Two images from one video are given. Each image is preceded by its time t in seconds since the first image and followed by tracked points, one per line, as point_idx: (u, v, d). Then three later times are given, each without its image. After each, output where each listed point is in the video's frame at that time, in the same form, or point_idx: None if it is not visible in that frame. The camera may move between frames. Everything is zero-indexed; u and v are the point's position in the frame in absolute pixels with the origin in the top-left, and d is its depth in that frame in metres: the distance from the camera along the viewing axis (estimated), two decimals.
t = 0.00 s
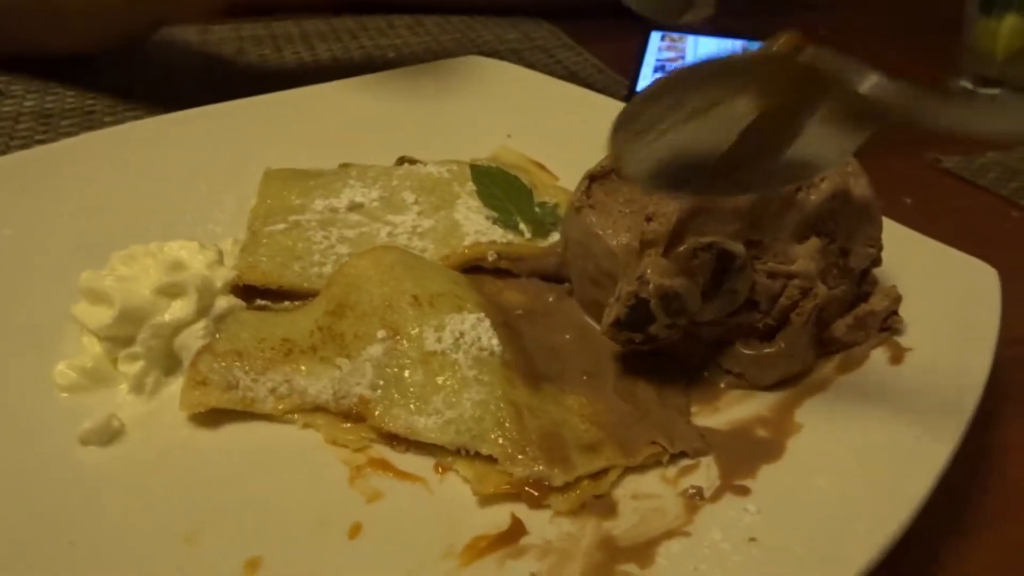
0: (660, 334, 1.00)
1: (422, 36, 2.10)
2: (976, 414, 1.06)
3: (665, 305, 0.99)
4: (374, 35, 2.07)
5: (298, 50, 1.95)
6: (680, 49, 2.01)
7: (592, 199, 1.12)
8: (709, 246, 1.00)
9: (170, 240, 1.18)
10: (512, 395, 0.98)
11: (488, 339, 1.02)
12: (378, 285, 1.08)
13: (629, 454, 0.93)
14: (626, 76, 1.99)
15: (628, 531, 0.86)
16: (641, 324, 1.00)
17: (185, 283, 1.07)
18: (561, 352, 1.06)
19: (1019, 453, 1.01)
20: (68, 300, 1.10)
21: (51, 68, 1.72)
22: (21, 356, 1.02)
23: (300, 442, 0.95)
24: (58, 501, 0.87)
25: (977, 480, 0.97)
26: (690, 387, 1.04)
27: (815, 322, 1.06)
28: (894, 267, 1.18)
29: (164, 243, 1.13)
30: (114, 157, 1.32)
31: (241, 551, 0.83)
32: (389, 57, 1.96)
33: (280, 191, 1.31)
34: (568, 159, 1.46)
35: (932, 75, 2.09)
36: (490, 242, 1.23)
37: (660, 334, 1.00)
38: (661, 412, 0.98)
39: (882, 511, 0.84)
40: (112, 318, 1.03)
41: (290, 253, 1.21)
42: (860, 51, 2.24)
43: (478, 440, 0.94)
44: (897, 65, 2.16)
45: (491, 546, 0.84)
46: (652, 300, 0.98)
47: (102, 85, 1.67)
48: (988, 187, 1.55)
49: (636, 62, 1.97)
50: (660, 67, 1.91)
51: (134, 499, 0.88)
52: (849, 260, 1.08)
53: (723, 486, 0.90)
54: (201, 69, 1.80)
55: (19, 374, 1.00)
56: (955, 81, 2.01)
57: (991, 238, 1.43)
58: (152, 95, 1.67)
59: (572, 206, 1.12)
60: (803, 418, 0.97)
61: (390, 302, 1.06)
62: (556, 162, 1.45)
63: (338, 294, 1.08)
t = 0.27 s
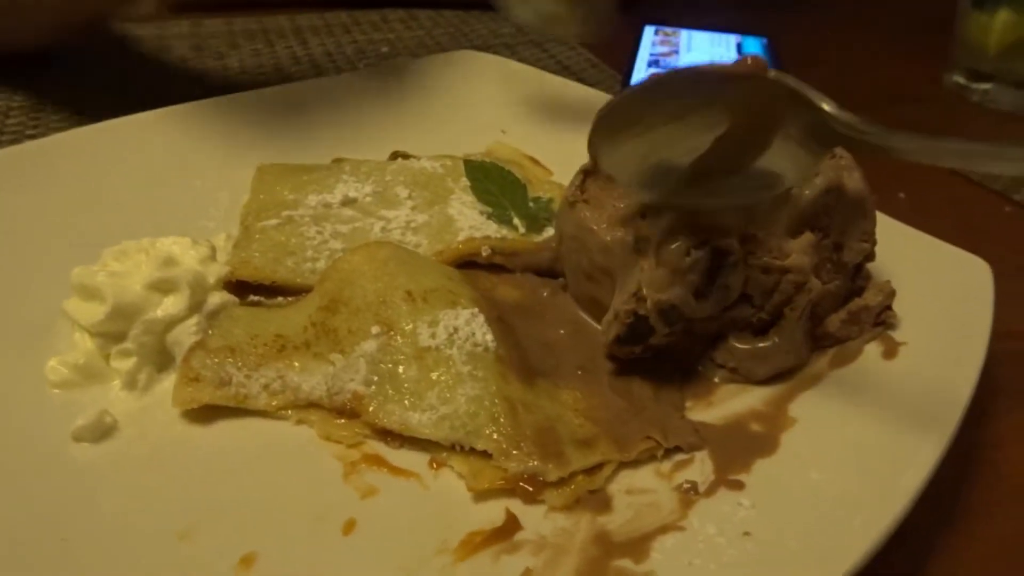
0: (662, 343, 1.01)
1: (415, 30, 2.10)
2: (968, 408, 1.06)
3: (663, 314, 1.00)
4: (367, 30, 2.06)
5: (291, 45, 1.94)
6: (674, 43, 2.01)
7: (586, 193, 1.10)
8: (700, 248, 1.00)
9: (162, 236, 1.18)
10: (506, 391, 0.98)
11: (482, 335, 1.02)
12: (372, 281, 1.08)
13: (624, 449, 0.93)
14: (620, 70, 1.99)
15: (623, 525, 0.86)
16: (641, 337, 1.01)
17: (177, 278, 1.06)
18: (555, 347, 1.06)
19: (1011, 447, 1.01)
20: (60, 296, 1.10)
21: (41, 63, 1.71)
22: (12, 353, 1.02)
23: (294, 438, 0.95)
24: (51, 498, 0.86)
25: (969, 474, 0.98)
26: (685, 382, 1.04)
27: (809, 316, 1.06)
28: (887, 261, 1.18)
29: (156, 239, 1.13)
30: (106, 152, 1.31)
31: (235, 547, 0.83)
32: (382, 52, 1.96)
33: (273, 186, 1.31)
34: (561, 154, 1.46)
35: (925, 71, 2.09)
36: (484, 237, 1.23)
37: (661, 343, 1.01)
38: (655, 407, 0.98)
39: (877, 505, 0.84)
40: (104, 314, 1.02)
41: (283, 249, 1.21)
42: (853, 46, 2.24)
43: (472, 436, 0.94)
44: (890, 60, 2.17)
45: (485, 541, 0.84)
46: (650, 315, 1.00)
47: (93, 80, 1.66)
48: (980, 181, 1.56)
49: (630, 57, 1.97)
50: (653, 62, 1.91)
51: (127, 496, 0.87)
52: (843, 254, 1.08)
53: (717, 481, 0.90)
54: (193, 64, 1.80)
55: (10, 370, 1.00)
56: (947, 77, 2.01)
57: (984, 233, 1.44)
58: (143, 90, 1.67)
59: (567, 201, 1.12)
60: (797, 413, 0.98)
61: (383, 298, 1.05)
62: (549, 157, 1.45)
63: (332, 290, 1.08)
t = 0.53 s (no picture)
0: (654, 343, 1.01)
1: (405, 24, 2.09)
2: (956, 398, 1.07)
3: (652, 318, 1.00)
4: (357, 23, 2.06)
5: (281, 39, 1.94)
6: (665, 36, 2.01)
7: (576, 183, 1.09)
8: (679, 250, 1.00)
9: (152, 230, 1.18)
10: (497, 383, 0.98)
11: (473, 328, 1.02)
12: (362, 274, 1.07)
13: (614, 441, 0.93)
14: (610, 63, 1.99)
15: (613, 516, 0.86)
16: (634, 343, 1.00)
17: (168, 273, 1.06)
18: (546, 340, 1.06)
19: (999, 436, 1.02)
20: (50, 291, 1.10)
21: (29, 59, 1.71)
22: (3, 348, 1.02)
23: (285, 432, 0.95)
24: (42, 493, 0.86)
25: (957, 463, 0.99)
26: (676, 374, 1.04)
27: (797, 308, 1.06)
28: (877, 252, 1.19)
29: (146, 233, 1.13)
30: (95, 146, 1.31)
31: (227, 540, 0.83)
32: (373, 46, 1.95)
33: (263, 180, 1.30)
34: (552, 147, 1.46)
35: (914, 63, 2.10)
36: (475, 230, 1.23)
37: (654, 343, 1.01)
38: (645, 399, 0.98)
39: (864, 494, 0.85)
40: (94, 308, 1.02)
41: (274, 243, 1.20)
42: (844, 38, 2.24)
43: (463, 428, 0.94)
44: (880, 52, 2.17)
45: (477, 533, 0.85)
46: (643, 324, 0.99)
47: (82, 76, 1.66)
48: (970, 173, 1.56)
49: (621, 50, 1.97)
50: (644, 54, 1.91)
51: (119, 490, 0.87)
52: (832, 246, 1.08)
53: (707, 472, 0.90)
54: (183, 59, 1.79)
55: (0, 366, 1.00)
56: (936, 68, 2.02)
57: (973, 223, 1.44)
58: (133, 85, 1.66)
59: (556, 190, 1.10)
60: (786, 404, 0.98)
61: (374, 291, 1.05)
62: (540, 150, 1.45)
63: (322, 283, 1.08)
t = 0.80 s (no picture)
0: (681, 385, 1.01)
1: (401, 22, 2.10)
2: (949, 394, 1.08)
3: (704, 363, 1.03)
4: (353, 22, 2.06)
5: (277, 38, 1.94)
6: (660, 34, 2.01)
7: (574, 182, 1.11)
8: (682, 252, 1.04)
9: (150, 230, 1.18)
10: (494, 380, 0.99)
11: (470, 326, 1.03)
12: (360, 274, 1.09)
13: (610, 437, 0.94)
14: (606, 61, 2.00)
15: (610, 512, 0.87)
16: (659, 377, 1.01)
17: (166, 273, 1.06)
18: (543, 339, 1.07)
19: (991, 430, 1.03)
20: (48, 291, 1.10)
21: (25, 59, 1.71)
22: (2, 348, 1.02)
23: (284, 430, 0.96)
24: (42, 492, 0.87)
25: (949, 458, 1.00)
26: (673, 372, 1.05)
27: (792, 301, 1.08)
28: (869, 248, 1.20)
29: (144, 234, 1.13)
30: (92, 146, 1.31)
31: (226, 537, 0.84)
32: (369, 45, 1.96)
33: (261, 179, 1.31)
34: (548, 146, 1.46)
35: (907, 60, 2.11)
36: (474, 232, 1.24)
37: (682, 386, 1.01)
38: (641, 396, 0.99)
39: (858, 489, 0.86)
40: (93, 308, 1.03)
41: (273, 242, 1.21)
42: (838, 35, 2.25)
43: (461, 425, 0.95)
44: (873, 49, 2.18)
45: (475, 529, 0.85)
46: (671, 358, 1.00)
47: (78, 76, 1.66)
48: (963, 170, 1.58)
49: (616, 48, 1.98)
50: (639, 52, 1.91)
51: (119, 488, 0.88)
52: (827, 239, 1.10)
53: (703, 468, 0.91)
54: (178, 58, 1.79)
55: None
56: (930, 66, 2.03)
57: (966, 220, 1.45)
58: (129, 85, 1.67)
59: (554, 190, 1.12)
60: (781, 399, 0.99)
61: (371, 290, 1.06)
62: (537, 148, 1.46)
63: (321, 283, 1.09)
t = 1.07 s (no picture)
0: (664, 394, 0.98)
1: (399, 20, 2.09)
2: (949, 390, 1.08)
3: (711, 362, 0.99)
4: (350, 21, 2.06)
5: (273, 37, 1.93)
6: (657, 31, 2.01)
7: (575, 177, 1.15)
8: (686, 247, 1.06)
9: (146, 229, 1.18)
10: (490, 378, 0.99)
11: (466, 325, 1.03)
12: (356, 272, 1.09)
13: (604, 437, 0.94)
14: (603, 59, 1.99)
15: (608, 509, 0.87)
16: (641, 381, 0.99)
17: (161, 271, 1.06)
18: (540, 336, 1.07)
19: (990, 426, 1.03)
20: (44, 291, 1.10)
21: (20, 59, 1.70)
22: None
23: (279, 428, 0.96)
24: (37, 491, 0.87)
25: (948, 455, 0.99)
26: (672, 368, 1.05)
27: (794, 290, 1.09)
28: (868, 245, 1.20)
29: (140, 232, 1.13)
30: (88, 145, 1.30)
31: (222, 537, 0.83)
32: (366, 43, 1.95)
33: (258, 177, 1.31)
34: (545, 142, 1.46)
35: (905, 57, 2.10)
36: (473, 226, 1.23)
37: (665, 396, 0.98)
38: (639, 393, 0.99)
39: (856, 484, 0.86)
40: (87, 307, 1.02)
41: (271, 240, 1.20)
42: (836, 32, 2.25)
43: (455, 422, 0.95)
44: (871, 46, 2.18)
45: (473, 527, 0.85)
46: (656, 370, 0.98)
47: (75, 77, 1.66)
48: (960, 166, 1.58)
49: (614, 45, 1.97)
50: (637, 50, 1.91)
51: (114, 488, 0.87)
52: (826, 228, 1.10)
53: (701, 464, 0.91)
54: (174, 58, 1.79)
55: None
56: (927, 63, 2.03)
57: (965, 216, 1.45)
58: (125, 84, 1.66)
59: (556, 185, 1.16)
60: (779, 395, 0.99)
61: (367, 288, 1.06)
62: (535, 145, 1.46)
63: (317, 281, 1.09)
